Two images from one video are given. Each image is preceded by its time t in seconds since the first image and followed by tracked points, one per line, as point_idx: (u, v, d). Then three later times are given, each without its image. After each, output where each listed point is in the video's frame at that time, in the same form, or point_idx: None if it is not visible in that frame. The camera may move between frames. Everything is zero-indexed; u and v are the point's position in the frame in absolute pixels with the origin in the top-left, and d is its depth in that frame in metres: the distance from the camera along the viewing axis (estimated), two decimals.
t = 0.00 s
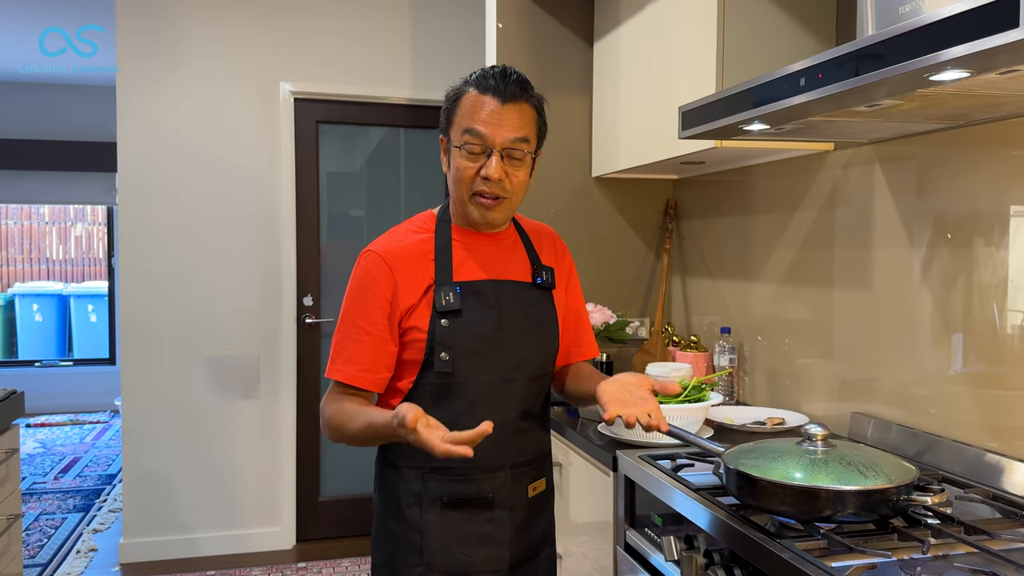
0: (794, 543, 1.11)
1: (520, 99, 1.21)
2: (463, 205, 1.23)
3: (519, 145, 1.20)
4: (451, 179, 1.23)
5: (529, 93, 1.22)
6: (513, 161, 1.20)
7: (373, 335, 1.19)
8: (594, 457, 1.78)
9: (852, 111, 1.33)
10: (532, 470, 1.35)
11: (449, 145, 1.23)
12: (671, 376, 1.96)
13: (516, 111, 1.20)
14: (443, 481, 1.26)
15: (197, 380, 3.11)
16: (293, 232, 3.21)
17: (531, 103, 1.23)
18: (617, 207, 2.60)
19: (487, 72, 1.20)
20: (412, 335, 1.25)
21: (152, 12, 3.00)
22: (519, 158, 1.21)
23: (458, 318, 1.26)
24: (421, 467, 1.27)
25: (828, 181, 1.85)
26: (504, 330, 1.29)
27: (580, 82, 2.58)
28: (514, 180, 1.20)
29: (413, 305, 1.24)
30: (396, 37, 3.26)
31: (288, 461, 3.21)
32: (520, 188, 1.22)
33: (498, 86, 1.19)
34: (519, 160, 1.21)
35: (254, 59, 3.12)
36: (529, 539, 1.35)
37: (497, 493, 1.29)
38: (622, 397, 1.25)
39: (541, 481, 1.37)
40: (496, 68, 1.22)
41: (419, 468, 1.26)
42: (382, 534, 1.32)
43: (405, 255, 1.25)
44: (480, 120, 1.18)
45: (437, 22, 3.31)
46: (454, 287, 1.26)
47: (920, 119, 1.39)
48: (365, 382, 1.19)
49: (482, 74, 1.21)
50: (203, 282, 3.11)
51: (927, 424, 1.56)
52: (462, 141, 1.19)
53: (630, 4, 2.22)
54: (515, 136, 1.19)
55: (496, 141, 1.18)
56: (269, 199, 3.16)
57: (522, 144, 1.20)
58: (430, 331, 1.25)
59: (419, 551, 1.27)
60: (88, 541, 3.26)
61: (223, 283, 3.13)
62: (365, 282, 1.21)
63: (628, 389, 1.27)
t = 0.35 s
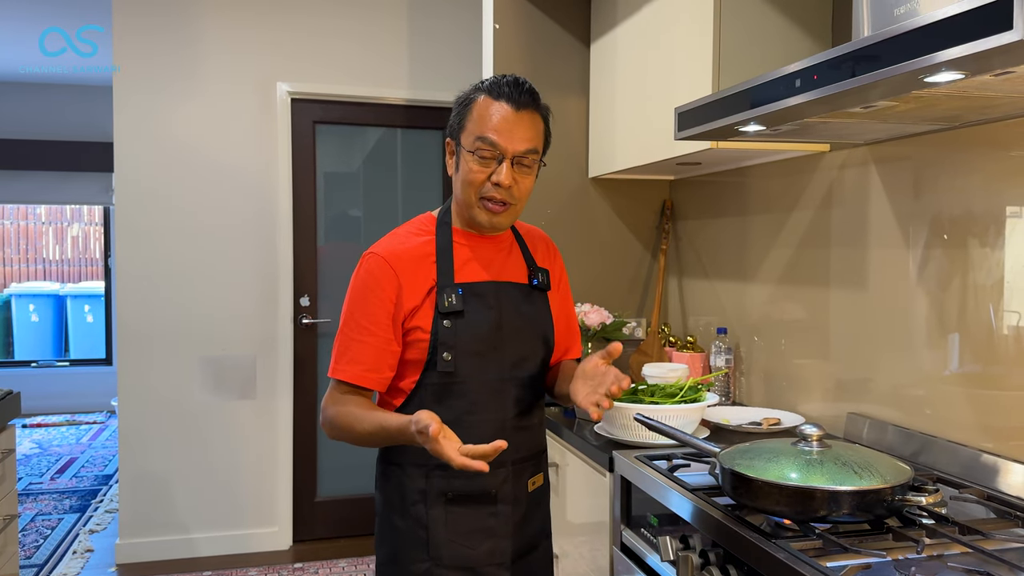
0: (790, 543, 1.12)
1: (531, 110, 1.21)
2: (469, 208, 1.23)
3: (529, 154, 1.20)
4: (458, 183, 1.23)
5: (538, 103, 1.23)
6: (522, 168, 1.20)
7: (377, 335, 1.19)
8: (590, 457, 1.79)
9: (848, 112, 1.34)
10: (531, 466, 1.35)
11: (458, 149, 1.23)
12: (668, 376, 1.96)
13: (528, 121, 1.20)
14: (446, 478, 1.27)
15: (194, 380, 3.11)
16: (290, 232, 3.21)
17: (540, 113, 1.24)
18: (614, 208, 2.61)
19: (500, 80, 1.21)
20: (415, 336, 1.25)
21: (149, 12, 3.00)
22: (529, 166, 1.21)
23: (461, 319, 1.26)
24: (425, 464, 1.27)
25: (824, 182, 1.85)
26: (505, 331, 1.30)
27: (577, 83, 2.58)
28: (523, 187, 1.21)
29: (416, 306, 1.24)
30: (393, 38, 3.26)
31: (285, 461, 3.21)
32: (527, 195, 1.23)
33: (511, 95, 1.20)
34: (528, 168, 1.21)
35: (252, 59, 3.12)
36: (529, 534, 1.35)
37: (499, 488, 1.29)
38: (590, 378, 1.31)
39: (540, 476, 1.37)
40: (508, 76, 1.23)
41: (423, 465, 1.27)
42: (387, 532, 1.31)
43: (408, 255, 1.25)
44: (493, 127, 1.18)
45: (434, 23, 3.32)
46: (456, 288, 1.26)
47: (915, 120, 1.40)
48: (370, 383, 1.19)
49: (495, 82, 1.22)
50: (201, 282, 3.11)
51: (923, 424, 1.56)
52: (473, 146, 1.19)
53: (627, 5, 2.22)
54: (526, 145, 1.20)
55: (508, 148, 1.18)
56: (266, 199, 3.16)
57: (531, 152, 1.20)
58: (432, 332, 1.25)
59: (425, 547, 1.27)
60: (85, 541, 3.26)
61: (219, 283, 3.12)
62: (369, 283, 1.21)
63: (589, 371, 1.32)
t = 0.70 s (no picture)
0: (785, 542, 1.12)
1: (527, 110, 1.21)
2: (471, 210, 1.24)
3: (526, 154, 1.20)
4: (460, 185, 1.24)
5: (536, 103, 1.23)
6: (520, 168, 1.20)
7: (381, 327, 1.20)
8: (587, 456, 1.79)
9: (843, 112, 1.34)
10: (527, 463, 1.35)
11: (459, 152, 1.24)
12: (664, 376, 1.97)
13: (523, 121, 1.20)
14: (443, 472, 1.27)
15: (192, 379, 3.11)
16: (288, 232, 3.21)
17: (538, 112, 1.23)
18: (611, 208, 2.61)
19: (496, 82, 1.21)
20: (418, 330, 1.25)
21: (147, 12, 3.00)
22: (526, 166, 1.21)
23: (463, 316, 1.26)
24: (422, 458, 1.27)
25: (821, 181, 1.86)
26: (506, 332, 1.30)
27: (575, 83, 2.58)
28: (521, 187, 1.21)
29: (420, 300, 1.24)
30: (391, 38, 3.27)
31: (282, 461, 3.21)
32: (526, 195, 1.23)
33: (506, 97, 1.20)
34: (526, 168, 1.21)
35: (249, 59, 3.12)
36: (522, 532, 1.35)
37: (495, 485, 1.30)
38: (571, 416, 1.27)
39: (534, 476, 1.37)
40: (505, 78, 1.23)
41: (420, 458, 1.27)
42: (381, 523, 1.32)
43: (416, 249, 1.25)
44: (488, 129, 1.18)
45: (432, 22, 3.32)
46: (460, 285, 1.26)
47: (911, 120, 1.40)
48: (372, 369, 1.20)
49: (492, 84, 1.22)
50: (199, 282, 3.11)
51: (919, 423, 1.57)
52: (470, 148, 1.20)
53: (623, 5, 2.22)
54: (522, 145, 1.19)
55: (503, 149, 1.18)
56: (264, 199, 3.16)
57: (528, 152, 1.20)
58: (435, 328, 1.25)
59: (418, 539, 1.28)
60: (83, 541, 3.26)
61: (217, 282, 3.13)
62: (376, 275, 1.21)
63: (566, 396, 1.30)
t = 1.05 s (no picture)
0: (781, 541, 1.12)
1: (526, 103, 1.21)
2: (469, 206, 1.23)
3: (525, 147, 1.20)
4: (459, 182, 1.24)
5: (535, 96, 1.23)
6: (519, 162, 1.20)
7: (379, 327, 1.20)
8: (585, 456, 1.79)
9: (840, 112, 1.34)
10: (528, 469, 1.35)
11: (458, 148, 1.24)
12: (662, 375, 1.98)
13: (523, 114, 1.20)
14: (440, 476, 1.27)
15: (190, 379, 3.11)
16: (287, 232, 3.21)
17: (538, 107, 1.23)
18: (609, 208, 2.61)
19: (494, 76, 1.21)
20: (417, 330, 1.25)
21: (146, 12, 3.00)
22: (526, 160, 1.20)
23: (463, 315, 1.26)
24: (419, 460, 1.27)
25: (818, 182, 1.86)
26: (507, 331, 1.30)
27: (573, 83, 2.59)
28: (520, 181, 1.20)
29: (419, 300, 1.24)
30: (389, 38, 3.27)
31: (281, 461, 3.22)
32: (525, 189, 1.22)
33: (505, 90, 1.20)
34: (525, 161, 1.20)
35: (248, 58, 3.12)
36: (522, 535, 1.35)
37: (493, 490, 1.29)
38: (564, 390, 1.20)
39: (536, 482, 1.37)
40: (504, 73, 1.23)
41: (417, 460, 1.27)
42: (377, 525, 1.32)
43: (415, 249, 1.25)
44: (487, 122, 1.19)
45: (430, 22, 3.32)
46: (460, 284, 1.26)
47: (908, 119, 1.40)
48: (369, 372, 1.20)
49: (491, 79, 1.23)
50: (198, 282, 3.11)
51: (917, 423, 1.57)
52: (469, 142, 1.20)
53: (621, 5, 2.22)
54: (521, 138, 1.19)
55: (502, 142, 1.18)
56: (263, 199, 3.16)
57: (528, 146, 1.20)
58: (434, 327, 1.25)
59: (413, 543, 1.28)
60: (81, 541, 3.26)
61: (216, 282, 3.13)
62: (375, 275, 1.21)
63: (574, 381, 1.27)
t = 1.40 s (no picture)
0: (782, 542, 1.12)
1: (519, 93, 1.18)
2: (465, 203, 1.22)
3: (519, 140, 1.17)
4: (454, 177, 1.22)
5: (529, 85, 1.20)
6: (513, 156, 1.18)
7: (370, 333, 1.19)
8: (586, 457, 1.79)
9: (840, 111, 1.34)
10: (529, 482, 1.31)
11: (451, 142, 1.21)
12: (663, 376, 1.97)
13: (515, 105, 1.17)
14: (433, 487, 1.25)
15: (191, 380, 3.11)
16: (288, 232, 3.21)
17: (532, 96, 1.20)
18: (610, 208, 2.61)
19: (485, 65, 1.18)
20: (410, 333, 1.24)
21: (148, 12, 3.01)
22: (520, 153, 1.18)
23: (458, 318, 1.24)
24: (412, 471, 1.26)
25: (818, 181, 1.86)
26: (507, 332, 1.27)
27: (574, 83, 2.58)
28: (514, 176, 1.18)
29: (412, 303, 1.23)
30: (390, 38, 3.27)
31: (282, 462, 3.22)
32: (521, 184, 1.20)
33: (496, 80, 1.17)
34: (520, 155, 1.18)
35: (249, 58, 3.12)
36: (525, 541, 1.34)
37: (488, 503, 1.26)
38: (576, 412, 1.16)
39: (541, 495, 1.33)
40: (496, 61, 1.20)
41: (410, 471, 1.26)
42: (372, 535, 1.30)
43: (410, 250, 1.24)
44: (478, 116, 1.16)
45: (430, 22, 3.32)
46: (454, 285, 1.24)
47: (908, 119, 1.40)
48: (360, 379, 1.18)
49: (481, 68, 1.20)
50: (198, 283, 3.11)
51: (918, 423, 1.56)
52: (461, 137, 1.18)
53: (622, 4, 2.22)
54: (514, 131, 1.17)
55: (495, 136, 1.16)
56: (263, 199, 3.16)
57: (521, 139, 1.17)
58: (428, 330, 1.23)
59: (404, 555, 1.26)
60: (82, 542, 3.26)
61: (217, 282, 3.13)
62: (367, 279, 1.20)
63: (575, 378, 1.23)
